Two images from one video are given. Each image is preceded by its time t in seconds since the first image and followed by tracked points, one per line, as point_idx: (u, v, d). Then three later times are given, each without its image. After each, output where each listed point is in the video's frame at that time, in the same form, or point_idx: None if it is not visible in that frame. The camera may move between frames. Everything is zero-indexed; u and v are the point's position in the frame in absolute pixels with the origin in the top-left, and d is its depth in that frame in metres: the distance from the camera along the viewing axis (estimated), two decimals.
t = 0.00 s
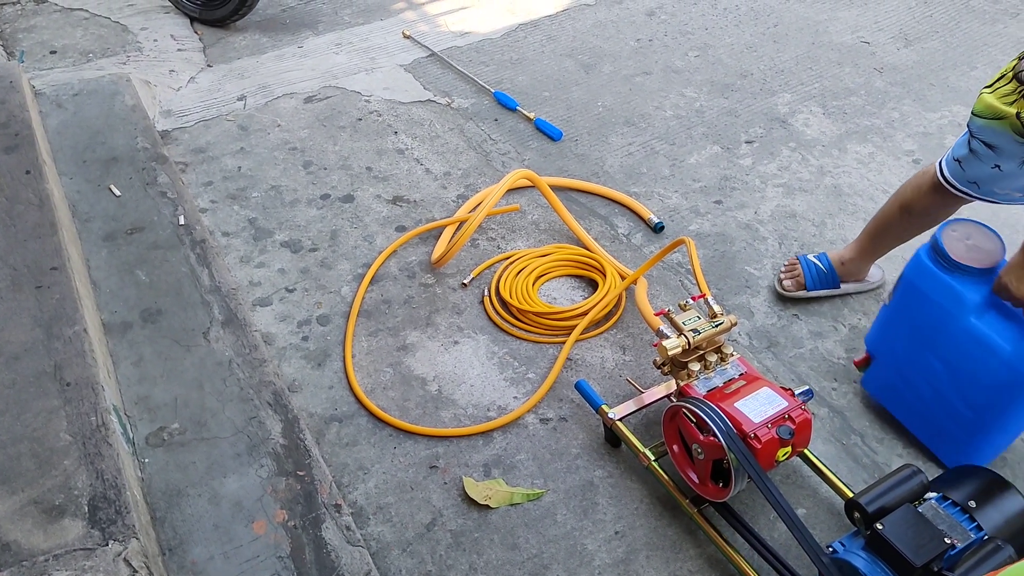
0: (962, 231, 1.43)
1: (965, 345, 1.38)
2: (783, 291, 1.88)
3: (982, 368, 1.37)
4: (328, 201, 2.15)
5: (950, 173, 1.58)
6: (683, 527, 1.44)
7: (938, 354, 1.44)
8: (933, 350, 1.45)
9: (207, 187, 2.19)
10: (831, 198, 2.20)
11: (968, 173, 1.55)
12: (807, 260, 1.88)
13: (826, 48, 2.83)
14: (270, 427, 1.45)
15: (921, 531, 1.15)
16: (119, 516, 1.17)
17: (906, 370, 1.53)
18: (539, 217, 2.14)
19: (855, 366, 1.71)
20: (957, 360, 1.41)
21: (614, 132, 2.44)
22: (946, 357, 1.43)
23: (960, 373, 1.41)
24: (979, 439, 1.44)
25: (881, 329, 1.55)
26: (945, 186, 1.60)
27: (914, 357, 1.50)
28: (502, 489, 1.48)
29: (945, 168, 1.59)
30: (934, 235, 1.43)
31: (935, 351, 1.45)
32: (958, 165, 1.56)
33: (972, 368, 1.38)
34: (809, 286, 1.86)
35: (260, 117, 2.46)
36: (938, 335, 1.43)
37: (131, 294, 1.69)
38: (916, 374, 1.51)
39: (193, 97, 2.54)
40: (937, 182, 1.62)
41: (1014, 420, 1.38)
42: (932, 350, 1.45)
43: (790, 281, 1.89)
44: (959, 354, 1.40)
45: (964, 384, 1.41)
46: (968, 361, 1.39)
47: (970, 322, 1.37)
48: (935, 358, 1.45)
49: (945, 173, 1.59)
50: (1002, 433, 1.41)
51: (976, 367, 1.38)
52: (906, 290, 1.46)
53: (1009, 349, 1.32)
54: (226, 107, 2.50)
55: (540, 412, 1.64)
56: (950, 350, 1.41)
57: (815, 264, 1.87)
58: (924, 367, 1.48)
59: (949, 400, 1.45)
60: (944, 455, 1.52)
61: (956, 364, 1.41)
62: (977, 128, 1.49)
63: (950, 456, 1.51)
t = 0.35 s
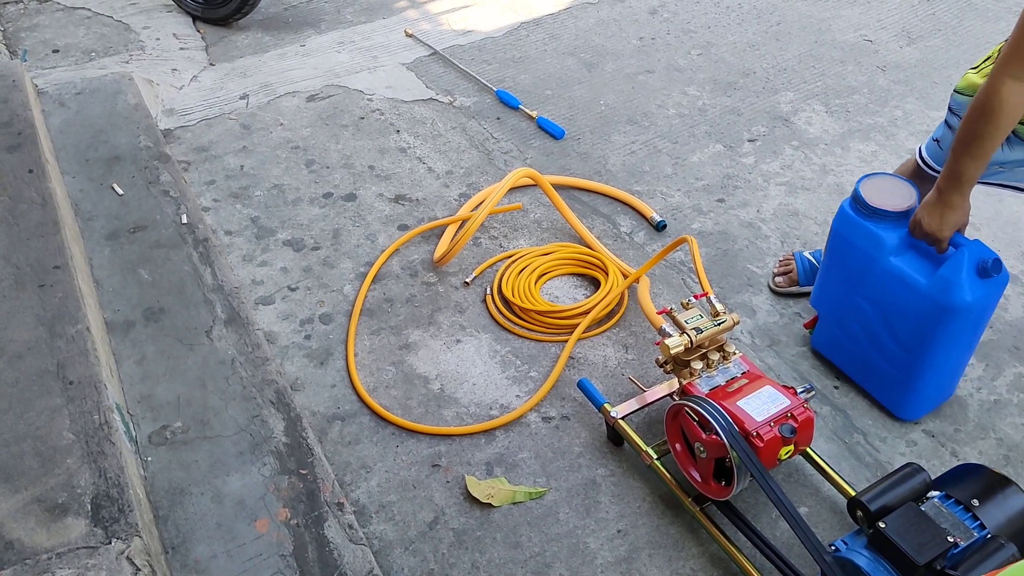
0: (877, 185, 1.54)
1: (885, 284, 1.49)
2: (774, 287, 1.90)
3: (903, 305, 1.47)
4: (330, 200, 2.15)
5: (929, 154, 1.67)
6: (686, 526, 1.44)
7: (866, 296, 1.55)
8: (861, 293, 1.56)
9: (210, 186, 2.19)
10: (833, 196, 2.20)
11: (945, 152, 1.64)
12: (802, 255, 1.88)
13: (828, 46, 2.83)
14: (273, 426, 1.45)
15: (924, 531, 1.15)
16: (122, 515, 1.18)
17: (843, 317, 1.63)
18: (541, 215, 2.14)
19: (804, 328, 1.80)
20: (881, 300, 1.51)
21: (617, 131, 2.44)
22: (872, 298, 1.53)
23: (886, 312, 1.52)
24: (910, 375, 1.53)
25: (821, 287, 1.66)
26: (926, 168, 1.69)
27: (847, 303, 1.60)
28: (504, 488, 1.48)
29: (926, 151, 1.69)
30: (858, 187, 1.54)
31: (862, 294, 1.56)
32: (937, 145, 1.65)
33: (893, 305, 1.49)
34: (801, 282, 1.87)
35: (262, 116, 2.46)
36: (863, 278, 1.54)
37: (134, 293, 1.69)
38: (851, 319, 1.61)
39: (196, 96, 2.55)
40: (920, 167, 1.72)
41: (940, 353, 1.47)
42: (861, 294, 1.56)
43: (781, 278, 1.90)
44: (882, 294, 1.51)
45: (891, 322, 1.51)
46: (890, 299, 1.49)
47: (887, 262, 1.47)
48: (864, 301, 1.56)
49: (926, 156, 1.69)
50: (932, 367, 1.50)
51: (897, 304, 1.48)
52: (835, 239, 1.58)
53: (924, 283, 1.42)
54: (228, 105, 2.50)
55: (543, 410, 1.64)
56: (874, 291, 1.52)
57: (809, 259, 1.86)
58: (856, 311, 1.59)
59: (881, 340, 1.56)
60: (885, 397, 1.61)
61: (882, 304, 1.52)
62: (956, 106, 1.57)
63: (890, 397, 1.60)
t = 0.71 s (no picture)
0: (868, 181, 1.54)
1: (876, 280, 1.49)
2: (770, 284, 1.90)
3: (893, 300, 1.47)
4: (326, 198, 2.15)
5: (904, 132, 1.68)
6: (683, 522, 1.44)
7: (857, 292, 1.55)
8: (852, 289, 1.56)
9: (205, 184, 2.19)
10: (829, 192, 2.20)
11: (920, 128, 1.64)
12: (798, 253, 1.88)
13: (823, 42, 2.83)
14: (269, 424, 1.45)
15: (921, 525, 1.15)
16: (118, 514, 1.17)
17: (835, 314, 1.63)
18: (537, 213, 2.14)
19: (799, 324, 1.81)
20: (872, 296, 1.52)
21: (613, 127, 2.44)
22: (863, 294, 1.54)
23: (877, 308, 1.52)
24: (903, 370, 1.54)
25: (813, 284, 1.66)
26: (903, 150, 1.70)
27: (840, 300, 1.61)
28: (501, 485, 1.49)
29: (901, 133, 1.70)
30: (848, 184, 1.54)
31: (854, 290, 1.56)
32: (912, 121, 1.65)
33: (884, 301, 1.49)
34: (798, 278, 1.87)
35: (257, 114, 2.45)
36: (854, 274, 1.54)
37: (129, 292, 1.69)
38: (843, 316, 1.61)
39: (191, 94, 2.54)
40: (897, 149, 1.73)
41: (932, 347, 1.48)
42: (852, 290, 1.56)
43: (776, 276, 1.90)
44: (873, 290, 1.51)
45: (882, 318, 1.52)
46: (881, 295, 1.50)
47: (878, 258, 1.48)
48: (855, 297, 1.56)
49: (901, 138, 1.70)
50: (924, 362, 1.51)
51: (887, 299, 1.49)
52: (827, 236, 1.58)
53: (915, 278, 1.43)
54: (223, 103, 2.50)
55: (539, 407, 1.64)
56: (865, 286, 1.52)
57: (804, 255, 1.86)
58: (848, 308, 1.59)
59: (873, 336, 1.56)
60: (879, 392, 1.62)
61: (873, 300, 1.52)
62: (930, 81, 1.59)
63: (884, 392, 1.60)
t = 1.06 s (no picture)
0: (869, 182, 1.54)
1: (875, 281, 1.50)
2: (770, 282, 1.91)
3: (893, 301, 1.48)
4: (326, 197, 2.15)
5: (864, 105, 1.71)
6: (684, 522, 1.44)
7: (857, 293, 1.55)
8: (852, 289, 1.56)
9: (206, 183, 2.19)
10: (830, 192, 2.20)
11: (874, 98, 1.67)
12: (796, 250, 1.87)
13: (824, 42, 2.83)
14: (270, 424, 1.45)
15: (921, 527, 1.15)
16: (119, 514, 1.17)
17: (835, 314, 1.64)
18: (538, 212, 2.14)
19: (800, 324, 1.81)
20: (871, 297, 1.52)
21: (613, 127, 2.44)
22: (863, 295, 1.54)
23: (877, 308, 1.52)
24: (901, 371, 1.54)
25: (814, 284, 1.67)
26: (861, 125, 1.72)
27: (839, 300, 1.61)
28: (502, 485, 1.49)
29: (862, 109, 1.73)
30: (848, 185, 1.54)
31: (853, 290, 1.56)
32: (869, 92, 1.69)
33: (884, 301, 1.49)
34: (798, 276, 1.87)
35: (258, 113, 2.45)
36: (854, 275, 1.54)
37: (130, 291, 1.69)
38: (843, 316, 1.62)
39: (191, 93, 2.54)
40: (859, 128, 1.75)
41: (932, 348, 1.48)
42: (852, 290, 1.57)
43: (777, 274, 1.90)
44: (872, 290, 1.51)
45: (882, 318, 1.52)
46: (880, 296, 1.50)
47: (878, 258, 1.48)
48: (855, 298, 1.56)
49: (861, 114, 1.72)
50: (923, 362, 1.51)
51: (887, 300, 1.49)
52: (827, 236, 1.58)
53: (915, 279, 1.43)
54: (224, 103, 2.50)
55: (540, 407, 1.64)
56: (865, 287, 1.53)
57: (804, 253, 1.86)
58: (848, 308, 1.59)
59: (873, 336, 1.56)
60: (878, 393, 1.62)
61: (872, 301, 1.52)
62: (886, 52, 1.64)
63: (884, 393, 1.60)
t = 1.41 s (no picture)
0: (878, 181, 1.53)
1: (881, 280, 1.49)
2: (774, 283, 1.90)
3: (899, 300, 1.47)
4: (330, 196, 2.15)
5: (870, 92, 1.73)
6: (686, 523, 1.44)
7: (862, 292, 1.55)
8: (857, 289, 1.56)
9: (209, 182, 2.19)
10: (834, 193, 2.20)
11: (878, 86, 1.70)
12: (801, 252, 1.87)
13: (828, 43, 2.82)
14: (273, 422, 1.45)
15: (923, 528, 1.15)
16: (122, 511, 1.17)
17: (839, 313, 1.63)
18: (541, 212, 2.14)
19: (803, 325, 1.80)
20: (877, 296, 1.52)
21: (617, 127, 2.44)
22: (868, 294, 1.54)
23: (882, 308, 1.52)
24: (907, 371, 1.53)
25: (819, 283, 1.66)
26: (870, 111, 1.73)
27: (844, 300, 1.61)
28: (504, 485, 1.49)
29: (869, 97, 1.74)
30: (855, 183, 1.54)
31: (859, 289, 1.56)
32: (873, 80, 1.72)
33: (889, 301, 1.49)
34: (802, 277, 1.86)
35: (262, 112, 2.45)
36: (860, 275, 1.54)
37: (133, 289, 1.69)
38: (848, 316, 1.61)
39: (195, 92, 2.54)
40: (868, 115, 1.76)
41: (937, 348, 1.47)
42: (857, 290, 1.56)
43: (780, 275, 1.90)
44: (878, 289, 1.51)
45: (887, 318, 1.52)
46: (886, 295, 1.50)
47: (884, 258, 1.48)
48: (861, 297, 1.56)
49: (869, 100, 1.73)
50: (929, 363, 1.50)
51: (893, 299, 1.49)
52: (833, 235, 1.58)
53: (922, 278, 1.43)
54: (228, 101, 2.50)
55: (543, 407, 1.64)
56: (871, 287, 1.52)
57: (809, 255, 1.86)
58: (853, 308, 1.59)
59: (878, 336, 1.56)
60: (882, 393, 1.62)
61: (877, 300, 1.52)
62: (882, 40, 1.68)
63: (888, 393, 1.60)
